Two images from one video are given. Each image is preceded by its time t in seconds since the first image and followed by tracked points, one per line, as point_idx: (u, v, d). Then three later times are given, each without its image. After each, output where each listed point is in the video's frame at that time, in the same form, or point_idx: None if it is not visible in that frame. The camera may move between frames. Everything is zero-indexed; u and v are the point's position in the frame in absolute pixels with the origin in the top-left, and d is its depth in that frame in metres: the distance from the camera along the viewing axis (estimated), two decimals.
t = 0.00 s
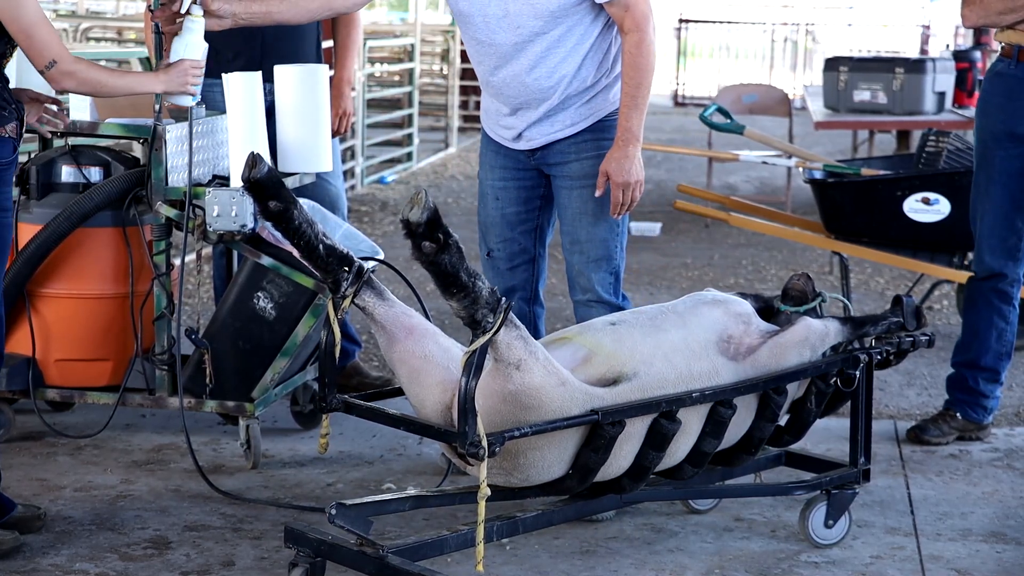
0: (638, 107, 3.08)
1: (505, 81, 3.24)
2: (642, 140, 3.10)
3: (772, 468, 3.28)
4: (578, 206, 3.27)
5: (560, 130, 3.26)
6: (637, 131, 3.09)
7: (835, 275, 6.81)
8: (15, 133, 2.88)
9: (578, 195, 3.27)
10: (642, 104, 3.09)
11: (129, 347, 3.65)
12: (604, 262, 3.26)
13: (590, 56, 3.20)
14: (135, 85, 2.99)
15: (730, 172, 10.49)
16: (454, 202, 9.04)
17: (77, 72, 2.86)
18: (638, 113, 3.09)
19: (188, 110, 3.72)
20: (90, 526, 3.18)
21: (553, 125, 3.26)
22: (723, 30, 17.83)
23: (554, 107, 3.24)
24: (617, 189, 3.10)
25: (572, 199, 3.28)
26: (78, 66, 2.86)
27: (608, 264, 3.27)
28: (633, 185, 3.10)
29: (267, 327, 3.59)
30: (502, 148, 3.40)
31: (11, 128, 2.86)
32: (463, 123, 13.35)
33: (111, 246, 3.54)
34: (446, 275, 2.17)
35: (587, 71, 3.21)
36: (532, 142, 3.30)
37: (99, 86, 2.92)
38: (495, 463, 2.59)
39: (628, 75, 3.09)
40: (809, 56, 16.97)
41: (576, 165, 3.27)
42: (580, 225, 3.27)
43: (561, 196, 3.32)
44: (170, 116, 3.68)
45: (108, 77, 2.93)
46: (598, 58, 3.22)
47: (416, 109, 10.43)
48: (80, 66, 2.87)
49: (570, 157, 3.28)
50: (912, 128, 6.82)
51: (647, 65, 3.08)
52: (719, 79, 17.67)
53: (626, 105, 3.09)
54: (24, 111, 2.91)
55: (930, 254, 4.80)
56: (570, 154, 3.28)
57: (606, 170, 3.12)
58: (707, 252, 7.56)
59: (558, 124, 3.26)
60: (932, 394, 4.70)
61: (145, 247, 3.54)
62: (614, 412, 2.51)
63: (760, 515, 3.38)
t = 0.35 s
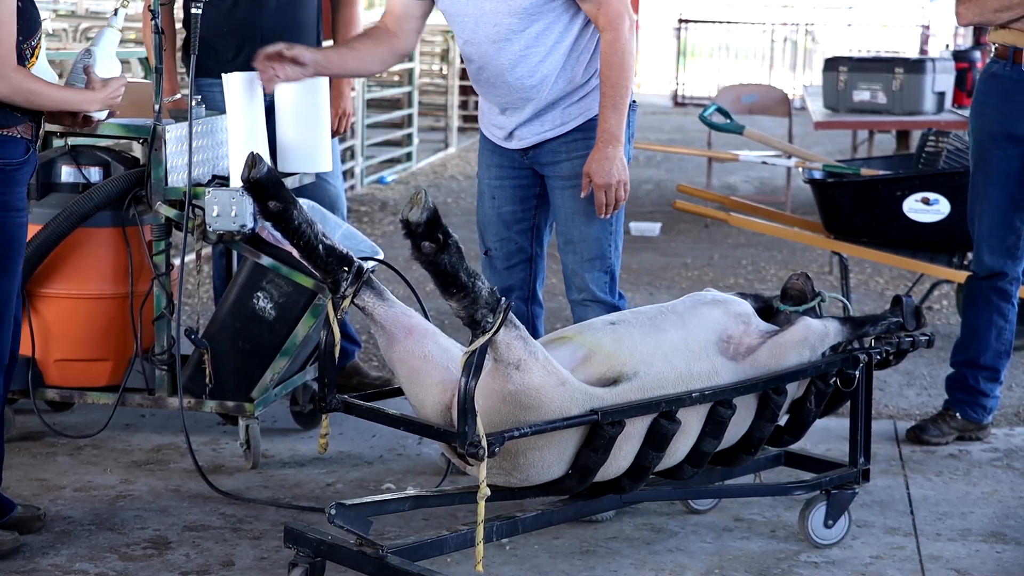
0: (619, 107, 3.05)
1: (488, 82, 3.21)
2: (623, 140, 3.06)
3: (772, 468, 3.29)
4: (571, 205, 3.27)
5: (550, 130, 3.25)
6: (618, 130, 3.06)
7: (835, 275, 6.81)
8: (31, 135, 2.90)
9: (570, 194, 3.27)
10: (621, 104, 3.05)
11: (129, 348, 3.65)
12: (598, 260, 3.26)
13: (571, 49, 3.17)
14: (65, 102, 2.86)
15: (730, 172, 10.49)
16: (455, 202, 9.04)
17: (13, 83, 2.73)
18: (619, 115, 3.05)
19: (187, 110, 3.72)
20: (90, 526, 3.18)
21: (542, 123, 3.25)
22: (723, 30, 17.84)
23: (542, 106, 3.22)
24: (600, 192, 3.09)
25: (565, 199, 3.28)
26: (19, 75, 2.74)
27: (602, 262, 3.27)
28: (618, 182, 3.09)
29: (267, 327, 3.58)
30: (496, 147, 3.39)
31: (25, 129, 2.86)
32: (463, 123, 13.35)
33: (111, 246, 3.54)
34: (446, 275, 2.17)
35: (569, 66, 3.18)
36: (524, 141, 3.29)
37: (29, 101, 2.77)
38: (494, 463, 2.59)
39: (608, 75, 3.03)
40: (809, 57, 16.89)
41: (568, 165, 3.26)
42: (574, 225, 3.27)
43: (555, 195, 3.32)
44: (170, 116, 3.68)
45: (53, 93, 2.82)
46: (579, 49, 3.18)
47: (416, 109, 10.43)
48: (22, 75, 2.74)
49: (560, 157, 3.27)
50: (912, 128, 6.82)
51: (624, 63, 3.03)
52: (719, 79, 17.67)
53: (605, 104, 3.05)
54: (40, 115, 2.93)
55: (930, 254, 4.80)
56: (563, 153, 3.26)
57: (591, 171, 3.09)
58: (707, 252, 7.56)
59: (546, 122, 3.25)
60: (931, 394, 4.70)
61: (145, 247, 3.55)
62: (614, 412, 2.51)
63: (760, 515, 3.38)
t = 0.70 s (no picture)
0: (533, 100, 2.75)
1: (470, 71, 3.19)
2: (525, 133, 2.74)
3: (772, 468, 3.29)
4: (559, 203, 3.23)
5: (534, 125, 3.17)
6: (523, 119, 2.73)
7: (835, 274, 6.81)
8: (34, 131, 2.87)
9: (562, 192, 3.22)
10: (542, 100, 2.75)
11: (128, 348, 3.66)
12: (587, 256, 3.23)
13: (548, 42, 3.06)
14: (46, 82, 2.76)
15: (730, 172, 10.49)
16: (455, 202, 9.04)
17: None
18: (530, 109, 2.75)
19: (187, 110, 3.72)
20: (89, 526, 3.18)
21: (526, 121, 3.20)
22: (723, 30, 17.84)
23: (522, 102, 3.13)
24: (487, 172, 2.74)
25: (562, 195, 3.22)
26: None
27: (591, 258, 3.24)
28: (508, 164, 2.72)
29: (267, 327, 3.58)
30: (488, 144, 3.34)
31: (24, 124, 2.83)
32: (463, 123, 13.35)
33: (111, 247, 3.55)
34: (446, 275, 2.17)
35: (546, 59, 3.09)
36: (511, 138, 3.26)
37: None
38: (494, 463, 2.59)
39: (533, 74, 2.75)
40: (809, 57, 16.88)
41: (564, 160, 3.21)
42: (562, 221, 3.24)
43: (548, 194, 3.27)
44: (169, 115, 3.68)
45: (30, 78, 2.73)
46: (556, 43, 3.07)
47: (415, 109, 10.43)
48: None
49: (547, 154, 3.23)
50: (912, 128, 6.82)
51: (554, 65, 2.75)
52: (719, 79, 17.68)
53: (523, 96, 2.76)
54: (44, 113, 2.90)
55: (930, 254, 4.81)
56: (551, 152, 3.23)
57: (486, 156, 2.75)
58: (707, 252, 7.56)
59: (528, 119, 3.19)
60: (931, 394, 4.70)
61: (144, 247, 3.56)
62: (614, 412, 2.51)
63: (760, 515, 3.38)
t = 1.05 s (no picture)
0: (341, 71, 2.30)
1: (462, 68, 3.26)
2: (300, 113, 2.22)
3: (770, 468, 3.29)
4: (551, 199, 3.23)
5: (526, 123, 3.20)
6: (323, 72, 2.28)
7: (833, 274, 6.81)
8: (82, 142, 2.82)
9: (553, 188, 3.22)
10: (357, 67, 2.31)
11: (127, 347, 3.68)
12: (577, 252, 3.23)
13: (521, 25, 3.09)
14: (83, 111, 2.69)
15: (729, 172, 10.49)
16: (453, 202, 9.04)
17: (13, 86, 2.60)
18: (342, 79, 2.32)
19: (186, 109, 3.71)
20: (88, 526, 3.18)
21: (518, 117, 3.21)
22: (721, 30, 17.84)
23: (514, 97, 3.19)
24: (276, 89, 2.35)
25: (553, 191, 3.22)
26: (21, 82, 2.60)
27: (582, 254, 3.23)
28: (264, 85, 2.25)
29: (265, 327, 3.57)
30: (490, 142, 3.40)
31: (73, 136, 2.79)
32: (462, 123, 13.34)
33: (110, 247, 3.56)
34: (445, 275, 2.17)
35: (523, 45, 3.11)
36: (506, 135, 3.27)
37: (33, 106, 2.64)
38: (492, 464, 2.59)
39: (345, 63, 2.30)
40: (807, 57, 16.87)
41: (554, 156, 3.21)
42: (552, 218, 3.24)
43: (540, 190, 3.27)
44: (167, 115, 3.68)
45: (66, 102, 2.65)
46: (530, 27, 3.10)
47: (414, 109, 10.42)
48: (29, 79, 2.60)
49: (538, 151, 3.24)
50: (910, 128, 6.83)
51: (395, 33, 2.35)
52: (717, 79, 17.68)
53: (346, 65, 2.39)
54: (91, 125, 2.85)
55: (929, 254, 4.80)
56: (541, 149, 3.23)
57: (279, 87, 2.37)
58: (706, 252, 7.56)
59: (517, 112, 3.21)
60: (929, 393, 4.71)
61: (143, 248, 3.55)
62: (612, 412, 2.51)
63: (758, 515, 3.38)
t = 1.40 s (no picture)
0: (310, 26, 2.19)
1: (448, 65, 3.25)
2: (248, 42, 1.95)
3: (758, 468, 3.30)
4: (536, 197, 3.23)
5: (512, 123, 3.20)
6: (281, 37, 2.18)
7: (821, 274, 6.83)
8: (162, 146, 2.82)
9: (537, 185, 3.23)
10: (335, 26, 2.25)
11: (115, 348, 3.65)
12: (562, 249, 3.23)
13: (505, 22, 3.09)
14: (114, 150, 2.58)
15: (718, 172, 10.50)
16: (442, 202, 9.03)
17: (75, 90, 2.54)
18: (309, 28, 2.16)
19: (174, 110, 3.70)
20: (76, 527, 3.17)
21: (505, 116, 3.20)
22: (711, 31, 17.86)
23: (499, 97, 3.19)
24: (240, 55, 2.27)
25: (537, 189, 3.23)
26: (87, 86, 2.54)
27: (568, 251, 3.24)
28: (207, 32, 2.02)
29: (253, 327, 3.57)
30: (475, 143, 3.40)
31: (156, 137, 2.78)
32: (451, 124, 13.34)
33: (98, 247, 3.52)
34: (434, 275, 2.16)
35: (508, 43, 3.11)
36: (493, 133, 3.26)
37: (85, 123, 2.57)
38: (481, 464, 2.59)
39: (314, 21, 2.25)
40: (795, 57, 16.90)
41: (537, 155, 3.21)
42: (538, 214, 3.24)
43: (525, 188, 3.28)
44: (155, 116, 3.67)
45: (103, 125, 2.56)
46: (515, 24, 3.10)
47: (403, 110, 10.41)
48: (92, 88, 2.54)
49: (523, 150, 3.24)
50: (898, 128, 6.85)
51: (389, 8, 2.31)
52: (706, 79, 17.70)
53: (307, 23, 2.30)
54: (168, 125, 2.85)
55: (916, 254, 4.84)
56: (526, 149, 3.23)
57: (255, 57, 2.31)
58: (695, 252, 7.57)
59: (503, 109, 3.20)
60: (918, 393, 4.72)
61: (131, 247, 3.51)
62: (601, 412, 2.51)
63: (747, 515, 3.39)
